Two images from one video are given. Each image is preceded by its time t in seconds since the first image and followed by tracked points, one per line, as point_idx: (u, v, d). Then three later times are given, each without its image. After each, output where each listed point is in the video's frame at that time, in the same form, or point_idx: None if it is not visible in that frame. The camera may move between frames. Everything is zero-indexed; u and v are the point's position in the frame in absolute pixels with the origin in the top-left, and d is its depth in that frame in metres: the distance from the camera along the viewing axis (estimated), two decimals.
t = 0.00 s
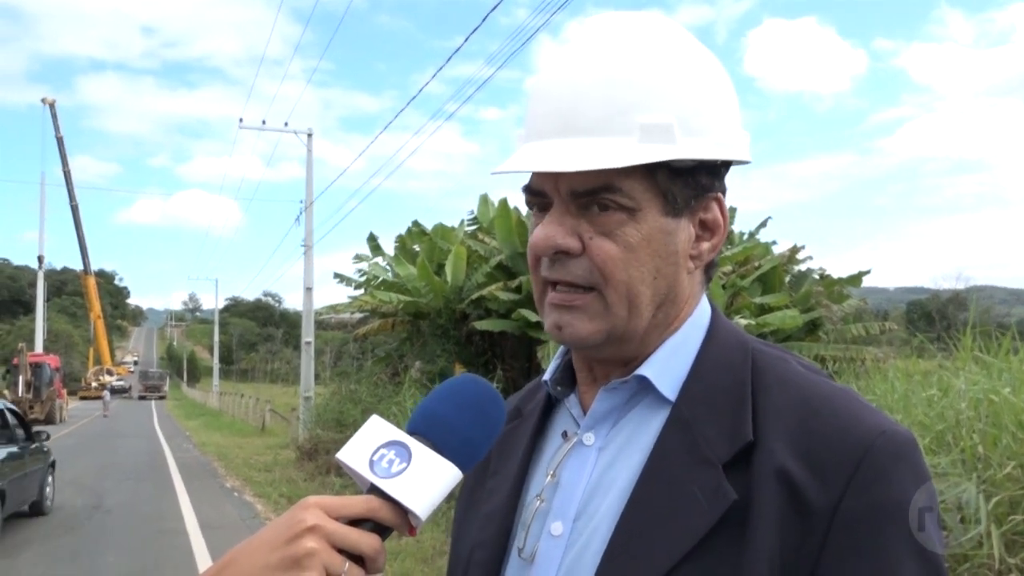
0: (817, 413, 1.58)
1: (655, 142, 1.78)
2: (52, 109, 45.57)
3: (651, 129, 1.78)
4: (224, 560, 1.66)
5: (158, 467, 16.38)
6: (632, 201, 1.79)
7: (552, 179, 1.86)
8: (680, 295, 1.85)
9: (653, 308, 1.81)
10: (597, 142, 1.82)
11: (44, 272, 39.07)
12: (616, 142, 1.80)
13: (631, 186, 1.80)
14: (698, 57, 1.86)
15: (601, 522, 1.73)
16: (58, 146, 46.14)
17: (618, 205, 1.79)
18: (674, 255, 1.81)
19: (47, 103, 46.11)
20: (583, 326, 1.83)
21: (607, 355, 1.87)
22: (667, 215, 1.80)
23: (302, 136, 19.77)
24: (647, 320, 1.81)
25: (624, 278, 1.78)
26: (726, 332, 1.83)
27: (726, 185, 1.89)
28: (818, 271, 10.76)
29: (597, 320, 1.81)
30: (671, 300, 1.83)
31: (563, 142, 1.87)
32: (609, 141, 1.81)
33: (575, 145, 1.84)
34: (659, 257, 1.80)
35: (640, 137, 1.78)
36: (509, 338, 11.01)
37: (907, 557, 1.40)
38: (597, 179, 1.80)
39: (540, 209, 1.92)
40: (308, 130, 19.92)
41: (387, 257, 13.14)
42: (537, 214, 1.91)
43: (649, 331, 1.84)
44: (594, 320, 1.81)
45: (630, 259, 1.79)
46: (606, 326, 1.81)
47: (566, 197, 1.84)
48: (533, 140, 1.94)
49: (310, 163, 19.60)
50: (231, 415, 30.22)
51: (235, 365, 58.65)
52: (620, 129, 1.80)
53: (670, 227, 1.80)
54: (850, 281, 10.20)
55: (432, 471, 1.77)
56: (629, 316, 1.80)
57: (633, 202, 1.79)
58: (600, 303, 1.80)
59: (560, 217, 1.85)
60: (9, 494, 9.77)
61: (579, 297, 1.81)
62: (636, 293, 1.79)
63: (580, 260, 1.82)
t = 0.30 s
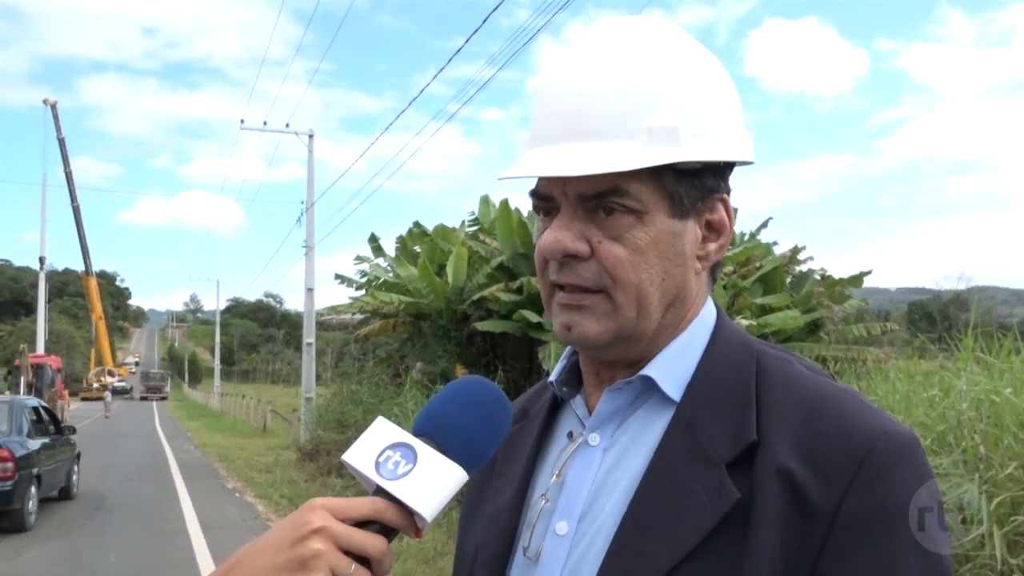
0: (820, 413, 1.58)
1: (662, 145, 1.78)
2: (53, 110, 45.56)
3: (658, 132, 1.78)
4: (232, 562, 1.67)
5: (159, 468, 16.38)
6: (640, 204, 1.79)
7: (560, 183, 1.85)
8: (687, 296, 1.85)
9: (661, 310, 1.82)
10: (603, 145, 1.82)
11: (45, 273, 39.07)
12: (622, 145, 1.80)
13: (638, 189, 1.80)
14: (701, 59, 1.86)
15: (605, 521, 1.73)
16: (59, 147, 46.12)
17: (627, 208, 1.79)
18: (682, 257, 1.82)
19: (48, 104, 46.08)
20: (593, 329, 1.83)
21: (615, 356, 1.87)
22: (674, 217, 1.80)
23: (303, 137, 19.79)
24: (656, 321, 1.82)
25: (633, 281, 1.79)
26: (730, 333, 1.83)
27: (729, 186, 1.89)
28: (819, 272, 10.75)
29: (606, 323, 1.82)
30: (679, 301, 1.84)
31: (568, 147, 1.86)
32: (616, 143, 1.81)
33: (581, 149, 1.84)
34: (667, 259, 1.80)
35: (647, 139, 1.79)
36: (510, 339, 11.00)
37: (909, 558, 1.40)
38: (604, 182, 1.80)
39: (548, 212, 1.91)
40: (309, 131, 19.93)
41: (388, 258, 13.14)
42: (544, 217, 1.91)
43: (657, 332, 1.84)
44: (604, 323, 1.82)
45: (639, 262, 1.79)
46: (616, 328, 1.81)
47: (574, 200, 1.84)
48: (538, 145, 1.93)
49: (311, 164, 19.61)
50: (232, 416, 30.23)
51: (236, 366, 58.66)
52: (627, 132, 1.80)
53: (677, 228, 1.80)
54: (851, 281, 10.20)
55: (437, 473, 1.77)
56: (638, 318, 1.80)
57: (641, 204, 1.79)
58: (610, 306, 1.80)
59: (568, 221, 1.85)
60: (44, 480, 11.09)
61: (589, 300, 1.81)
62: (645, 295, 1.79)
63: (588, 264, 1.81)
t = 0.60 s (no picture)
0: (826, 416, 1.57)
1: (647, 160, 1.78)
2: (53, 111, 45.50)
3: (641, 148, 1.78)
4: (241, 562, 1.67)
5: (159, 469, 16.36)
6: (627, 219, 1.78)
7: (546, 204, 1.85)
8: (681, 306, 1.84)
9: (655, 322, 1.81)
10: (588, 164, 1.82)
11: (46, 274, 39.03)
12: (608, 161, 1.80)
13: (625, 205, 1.79)
14: (685, 69, 1.86)
15: (612, 522, 1.73)
16: (59, 149, 46.03)
17: (613, 224, 1.78)
18: (673, 268, 1.80)
19: (48, 105, 45.94)
20: (585, 346, 1.82)
21: (611, 369, 1.87)
22: (663, 229, 1.79)
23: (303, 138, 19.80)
24: (649, 335, 1.81)
25: (623, 297, 1.78)
26: (731, 338, 1.82)
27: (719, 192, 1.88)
28: (819, 272, 10.75)
29: (599, 338, 1.81)
30: (673, 312, 1.83)
31: (555, 164, 1.87)
32: (601, 161, 1.81)
33: (566, 168, 1.84)
34: (657, 272, 1.79)
35: (631, 155, 1.79)
36: (510, 339, 10.99)
37: (918, 560, 1.39)
38: (591, 200, 1.79)
39: (536, 231, 1.91)
40: (309, 133, 19.94)
41: (388, 259, 13.14)
42: (533, 237, 1.90)
43: (652, 344, 1.83)
44: (596, 339, 1.81)
45: (628, 277, 1.78)
46: (609, 344, 1.81)
47: (561, 220, 1.83)
48: (526, 164, 1.94)
49: (311, 165, 19.62)
50: (232, 417, 30.20)
51: (237, 367, 58.62)
52: (612, 148, 1.80)
53: (667, 240, 1.79)
54: (851, 282, 10.19)
55: (446, 473, 1.76)
56: (631, 334, 1.79)
57: (628, 220, 1.78)
58: (602, 323, 1.80)
59: (556, 239, 1.84)
60: (71, 468, 12.53)
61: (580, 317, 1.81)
62: (636, 310, 1.79)
63: (578, 281, 1.81)
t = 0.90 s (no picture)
0: (827, 416, 1.57)
1: (659, 150, 1.78)
2: (53, 112, 45.46)
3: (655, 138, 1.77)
4: (255, 562, 1.66)
5: (159, 470, 16.38)
6: (636, 209, 1.78)
7: (557, 188, 1.85)
8: (685, 301, 1.84)
9: (658, 316, 1.81)
10: (600, 151, 1.82)
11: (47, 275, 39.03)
12: (618, 150, 1.80)
13: (635, 194, 1.79)
14: (701, 67, 1.86)
15: (613, 522, 1.73)
16: (59, 150, 45.97)
17: (622, 212, 1.78)
18: (680, 262, 1.80)
19: (48, 106, 45.87)
20: (587, 334, 1.82)
21: (614, 361, 1.87)
22: (671, 222, 1.79)
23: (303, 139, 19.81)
24: (652, 327, 1.81)
25: (628, 286, 1.78)
26: (734, 338, 1.82)
27: (730, 192, 1.88)
28: (819, 272, 10.75)
29: (602, 327, 1.81)
30: (677, 306, 1.83)
31: (568, 151, 1.86)
32: (614, 149, 1.80)
33: (579, 155, 1.84)
34: (663, 265, 1.79)
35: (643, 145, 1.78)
36: (510, 340, 11.00)
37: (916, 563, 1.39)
38: (600, 187, 1.80)
39: (546, 217, 1.91)
40: (309, 134, 19.94)
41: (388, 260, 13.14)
42: (542, 222, 1.91)
43: (655, 338, 1.83)
44: (599, 327, 1.81)
45: (634, 266, 1.78)
46: (612, 334, 1.81)
47: (571, 205, 1.84)
48: (538, 150, 1.93)
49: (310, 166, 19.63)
50: (232, 418, 30.20)
51: (237, 368, 58.62)
52: (625, 137, 1.80)
53: (674, 233, 1.79)
54: (851, 282, 10.19)
55: (459, 471, 1.76)
56: (634, 324, 1.80)
57: (638, 209, 1.78)
58: (605, 310, 1.80)
59: (565, 225, 1.85)
60: (91, 460, 13.97)
61: (584, 305, 1.81)
62: (641, 300, 1.79)
63: (584, 268, 1.81)
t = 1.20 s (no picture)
0: (818, 414, 1.58)
1: (646, 145, 1.78)
2: (47, 113, 45.25)
3: (641, 131, 1.78)
4: (263, 556, 1.66)
5: (156, 471, 16.36)
6: (623, 204, 1.79)
7: (545, 182, 1.86)
8: (674, 296, 1.84)
9: (647, 310, 1.81)
10: (587, 146, 1.83)
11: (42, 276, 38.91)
12: (605, 145, 1.81)
13: (623, 189, 1.80)
14: (692, 63, 1.86)
15: (604, 523, 1.73)
16: (53, 151, 45.80)
17: (609, 207, 1.79)
18: (667, 256, 1.81)
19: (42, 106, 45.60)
20: (574, 327, 1.83)
21: (604, 356, 1.88)
22: (659, 217, 1.80)
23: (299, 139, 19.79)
24: (640, 321, 1.81)
25: (615, 279, 1.79)
26: (723, 335, 1.83)
27: (720, 185, 1.88)
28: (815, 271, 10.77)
29: (590, 322, 1.82)
30: (666, 301, 1.83)
31: (556, 147, 1.88)
32: (602, 143, 1.82)
33: (567, 150, 1.85)
34: (651, 260, 1.80)
35: (630, 139, 1.79)
36: (507, 340, 11.01)
37: (910, 560, 1.40)
38: (587, 182, 1.81)
39: (533, 213, 1.92)
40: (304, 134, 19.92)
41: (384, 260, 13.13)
42: (529, 218, 1.92)
43: (643, 332, 1.84)
44: (587, 321, 1.82)
45: (621, 259, 1.79)
46: (601, 328, 1.82)
47: (558, 200, 1.85)
48: (528, 145, 1.95)
49: (306, 166, 19.61)
50: (229, 419, 30.16)
51: (234, 369, 58.55)
52: (612, 132, 1.81)
53: (662, 228, 1.80)
54: (847, 281, 10.21)
55: (467, 463, 1.77)
56: (622, 317, 1.80)
57: (625, 204, 1.79)
58: (593, 304, 1.81)
59: (552, 220, 1.86)
60: (105, 454, 15.41)
61: (572, 297, 1.82)
62: (628, 295, 1.80)
63: (571, 262, 1.82)
